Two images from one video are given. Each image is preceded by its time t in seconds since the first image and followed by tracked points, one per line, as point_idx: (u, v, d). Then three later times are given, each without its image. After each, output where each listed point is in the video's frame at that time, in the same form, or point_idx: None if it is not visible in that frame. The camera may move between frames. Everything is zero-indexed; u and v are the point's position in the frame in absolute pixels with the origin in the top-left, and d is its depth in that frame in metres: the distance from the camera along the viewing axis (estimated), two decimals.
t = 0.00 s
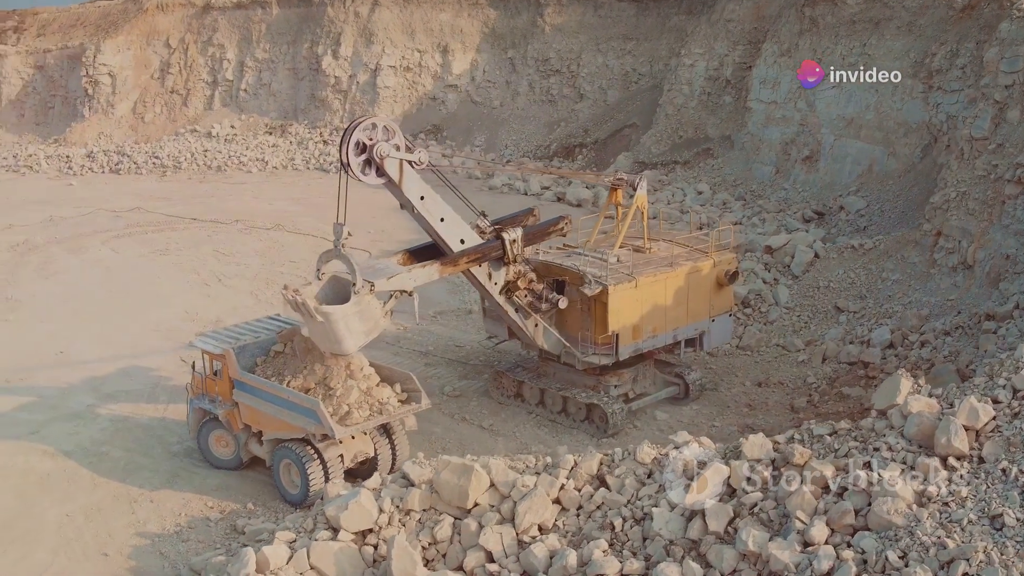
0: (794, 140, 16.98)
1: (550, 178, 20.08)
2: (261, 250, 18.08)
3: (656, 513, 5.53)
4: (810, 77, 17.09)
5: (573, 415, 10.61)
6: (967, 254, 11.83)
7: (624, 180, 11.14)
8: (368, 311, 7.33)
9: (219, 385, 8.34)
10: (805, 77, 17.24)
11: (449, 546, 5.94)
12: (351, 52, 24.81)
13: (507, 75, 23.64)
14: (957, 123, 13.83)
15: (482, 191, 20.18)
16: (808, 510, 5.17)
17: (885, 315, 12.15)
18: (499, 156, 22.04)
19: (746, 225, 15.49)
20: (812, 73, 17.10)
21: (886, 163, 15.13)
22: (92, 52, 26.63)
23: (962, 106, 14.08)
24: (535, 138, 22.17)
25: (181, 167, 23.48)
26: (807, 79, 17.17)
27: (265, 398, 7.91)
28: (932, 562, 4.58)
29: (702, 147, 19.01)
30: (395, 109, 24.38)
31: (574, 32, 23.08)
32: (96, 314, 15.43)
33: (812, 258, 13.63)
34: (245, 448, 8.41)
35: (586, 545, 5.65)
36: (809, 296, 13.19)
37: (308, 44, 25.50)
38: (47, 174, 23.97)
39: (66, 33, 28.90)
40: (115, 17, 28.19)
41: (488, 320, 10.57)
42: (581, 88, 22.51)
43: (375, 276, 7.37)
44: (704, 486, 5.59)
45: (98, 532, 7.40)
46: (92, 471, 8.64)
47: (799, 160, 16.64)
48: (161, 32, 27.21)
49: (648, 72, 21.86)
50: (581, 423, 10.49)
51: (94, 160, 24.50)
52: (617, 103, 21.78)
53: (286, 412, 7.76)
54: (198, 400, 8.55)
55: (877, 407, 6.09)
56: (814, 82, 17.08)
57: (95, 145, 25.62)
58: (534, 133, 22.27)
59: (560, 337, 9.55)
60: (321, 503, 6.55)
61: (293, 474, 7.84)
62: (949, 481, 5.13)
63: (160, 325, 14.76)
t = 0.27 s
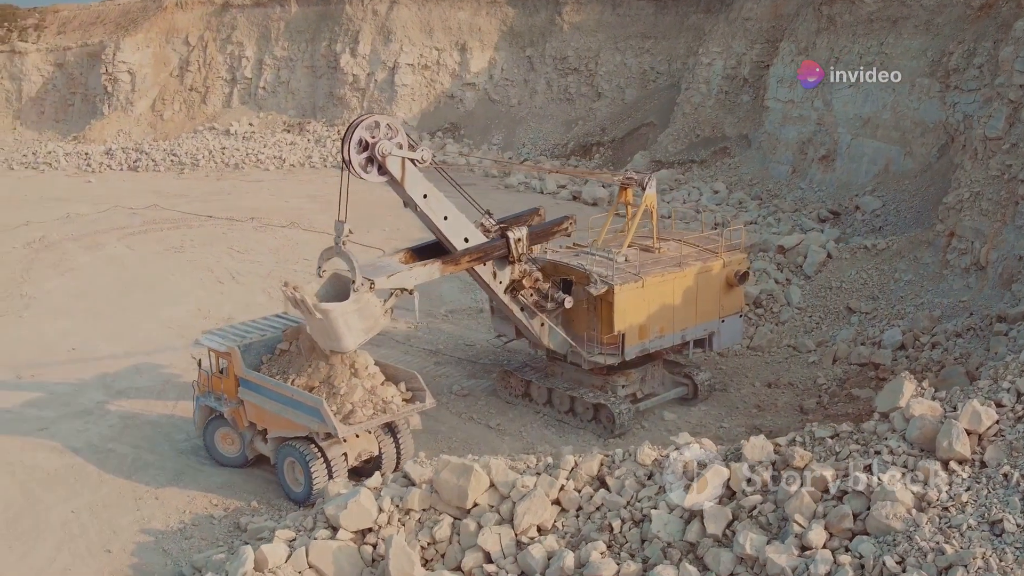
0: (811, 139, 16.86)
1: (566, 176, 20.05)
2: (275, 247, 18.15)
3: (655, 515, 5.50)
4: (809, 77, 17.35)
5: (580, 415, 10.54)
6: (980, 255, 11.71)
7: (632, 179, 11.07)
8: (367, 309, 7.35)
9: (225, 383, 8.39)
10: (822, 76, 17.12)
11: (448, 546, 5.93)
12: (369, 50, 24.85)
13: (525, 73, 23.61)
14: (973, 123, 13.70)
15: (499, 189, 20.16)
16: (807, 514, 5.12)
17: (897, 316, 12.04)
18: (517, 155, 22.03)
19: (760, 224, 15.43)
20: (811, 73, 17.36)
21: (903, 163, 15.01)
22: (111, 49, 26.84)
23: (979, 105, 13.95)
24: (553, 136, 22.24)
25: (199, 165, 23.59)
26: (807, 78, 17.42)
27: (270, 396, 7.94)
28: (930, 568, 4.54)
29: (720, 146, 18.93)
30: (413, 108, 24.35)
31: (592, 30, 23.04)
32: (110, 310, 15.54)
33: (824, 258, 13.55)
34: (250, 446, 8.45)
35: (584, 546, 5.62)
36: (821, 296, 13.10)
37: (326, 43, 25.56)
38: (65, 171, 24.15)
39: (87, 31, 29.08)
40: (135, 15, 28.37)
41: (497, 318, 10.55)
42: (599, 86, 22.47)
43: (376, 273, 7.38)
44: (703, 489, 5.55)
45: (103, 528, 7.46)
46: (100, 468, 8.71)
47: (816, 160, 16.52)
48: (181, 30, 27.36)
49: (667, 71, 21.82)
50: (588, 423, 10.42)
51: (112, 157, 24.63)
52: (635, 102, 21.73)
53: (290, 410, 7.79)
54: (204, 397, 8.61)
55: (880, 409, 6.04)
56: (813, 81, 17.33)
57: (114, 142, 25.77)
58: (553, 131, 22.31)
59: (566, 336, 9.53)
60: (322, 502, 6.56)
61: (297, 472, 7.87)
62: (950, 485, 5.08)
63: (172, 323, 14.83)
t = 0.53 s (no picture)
0: (831, 138, 16.73)
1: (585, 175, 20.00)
2: (293, 245, 18.23)
3: (654, 517, 5.47)
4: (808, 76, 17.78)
5: (589, 414, 10.44)
6: (996, 256, 11.59)
7: (644, 179, 11.01)
8: (369, 306, 7.34)
9: (232, 380, 8.43)
10: (842, 75, 17.01)
11: (447, 546, 5.93)
12: (390, 47, 24.85)
13: (547, 72, 23.59)
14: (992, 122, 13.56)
15: (518, 187, 20.14)
16: (805, 518, 5.08)
17: (912, 317, 11.93)
18: (537, 153, 22.00)
19: (778, 224, 15.38)
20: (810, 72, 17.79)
21: (922, 163, 14.88)
22: (135, 47, 27.22)
23: (998, 104, 13.81)
24: (574, 134, 22.21)
25: (220, 162, 23.71)
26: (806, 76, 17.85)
27: (275, 393, 7.97)
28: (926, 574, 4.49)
29: (740, 145, 18.83)
30: (434, 106, 24.25)
31: (613, 29, 23.02)
32: (126, 307, 15.66)
33: (840, 258, 13.45)
34: (257, 443, 8.49)
35: (582, 548, 5.60)
36: (835, 296, 13.00)
37: (347, 40, 25.59)
38: (88, 168, 24.33)
39: (110, 28, 29.21)
40: (158, 12, 28.53)
41: (507, 317, 10.54)
42: (620, 85, 22.43)
43: (378, 271, 7.40)
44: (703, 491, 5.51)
45: (108, 527, 7.54)
46: (108, 465, 8.79)
47: (835, 159, 16.40)
48: (203, 27, 27.52)
49: (688, 70, 21.78)
50: (596, 423, 10.31)
51: (135, 154, 24.80)
52: (656, 101, 21.68)
53: (295, 408, 7.81)
54: (212, 395, 8.66)
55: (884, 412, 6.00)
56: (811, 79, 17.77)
57: (136, 139, 25.90)
58: (574, 130, 22.28)
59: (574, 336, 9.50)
60: (323, 500, 6.57)
61: (302, 470, 7.90)
62: (951, 490, 5.02)
63: (187, 320, 14.92)
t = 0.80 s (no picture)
0: (851, 138, 16.61)
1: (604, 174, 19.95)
2: (310, 242, 18.30)
3: (652, 519, 5.45)
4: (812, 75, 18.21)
5: (598, 414, 10.38)
6: (1012, 257, 11.47)
7: (655, 177, 10.94)
8: (372, 303, 7.38)
9: (240, 378, 8.47)
10: (863, 74, 16.89)
11: (446, 546, 5.93)
12: (412, 45, 24.83)
13: (568, 70, 23.54)
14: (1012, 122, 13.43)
15: (537, 186, 20.13)
16: (803, 522, 5.04)
17: (926, 318, 11.82)
18: (558, 152, 21.97)
19: (796, 223, 15.20)
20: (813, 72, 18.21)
21: (942, 163, 14.76)
22: (157, 45, 27.04)
23: (1018, 104, 13.68)
24: (594, 133, 22.16)
25: (242, 159, 23.84)
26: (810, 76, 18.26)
27: (282, 391, 8.00)
28: None
29: (760, 144, 18.72)
30: (455, 104, 24.23)
31: (634, 27, 22.97)
32: (142, 303, 15.78)
33: (855, 259, 13.35)
34: (264, 441, 8.53)
35: (579, 549, 5.59)
36: (849, 296, 12.91)
37: (369, 38, 25.66)
38: (110, 164, 24.54)
39: (133, 25, 29.32)
40: (181, 10, 28.68)
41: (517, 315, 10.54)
42: (641, 83, 22.37)
43: (380, 268, 7.43)
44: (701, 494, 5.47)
45: (114, 524, 7.63)
46: (117, 461, 8.89)
47: (854, 159, 16.27)
48: (226, 25, 27.67)
49: (709, 68, 21.70)
50: (605, 422, 10.25)
51: (157, 151, 24.97)
52: (677, 100, 21.61)
53: (300, 406, 7.84)
54: (221, 391, 8.71)
55: (887, 416, 5.96)
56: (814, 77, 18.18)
57: (159, 136, 26.06)
58: (594, 128, 22.23)
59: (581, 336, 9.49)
60: (325, 498, 6.59)
61: (307, 468, 7.93)
62: (951, 496, 4.97)
63: (202, 316, 15.03)
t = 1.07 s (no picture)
0: (868, 137, 16.48)
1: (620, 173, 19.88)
2: (324, 240, 18.35)
3: (649, 520, 5.43)
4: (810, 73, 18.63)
5: (605, 414, 10.36)
6: None
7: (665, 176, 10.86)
8: (373, 301, 7.44)
9: (245, 376, 8.49)
10: (879, 73, 16.76)
11: (444, 545, 5.93)
12: (429, 44, 24.83)
13: (586, 68, 23.46)
14: None
15: (552, 185, 20.10)
16: (800, 525, 5.01)
17: (937, 319, 11.71)
18: (575, 150, 21.90)
19: (811, 222, 15.10)
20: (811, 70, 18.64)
21: (958, 163, 14.63)
22: (176, 43, 27.28)
23: None
24: (611, 132, 22.08)
25: (259, 157, 23.94)
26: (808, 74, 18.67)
27: (286, 389, 8.03)
28: None
29: (778, 143, 18.61)
30: (473, 102, 24.19)
31: (652, 26, 22.88)
32: (156, 300, 15.89)
33: (867, 259, 13.25)
34: (269, 439, 8.57)
35: (577, 550, 5.58)
36: (861, 297, 12.82)
37: (387, 36, 25.69)
38: (128, 162, 24.70)
39: (152, 23, 29.43)
40: (200, 8, 28.81)
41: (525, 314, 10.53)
42: (659, 82, 22.28)
43: (381, 266, 7.51)
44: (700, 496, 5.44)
45: (118, 520, 7.71)
46: (124, 458, 8.97)
47: (871, 158, 16.14)
48: (244, 23, 27.79)
49: (727, 67, 21.60)
50: (613, 423, 10.23)
51: (175, 149, 25.10)
52: (695, 99, 21.52)
53: (304, 404, 7.86)
54: (226, 389, 8.74)
55: (889, 418, 5.93)
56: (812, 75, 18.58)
57: (177, 134, 26.19)
58: (612, 127, 22.16)
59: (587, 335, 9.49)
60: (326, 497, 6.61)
61: (311, 466, 7.95)
62: (950, 500, 4.93)
63: (214, 313, 15.11)
